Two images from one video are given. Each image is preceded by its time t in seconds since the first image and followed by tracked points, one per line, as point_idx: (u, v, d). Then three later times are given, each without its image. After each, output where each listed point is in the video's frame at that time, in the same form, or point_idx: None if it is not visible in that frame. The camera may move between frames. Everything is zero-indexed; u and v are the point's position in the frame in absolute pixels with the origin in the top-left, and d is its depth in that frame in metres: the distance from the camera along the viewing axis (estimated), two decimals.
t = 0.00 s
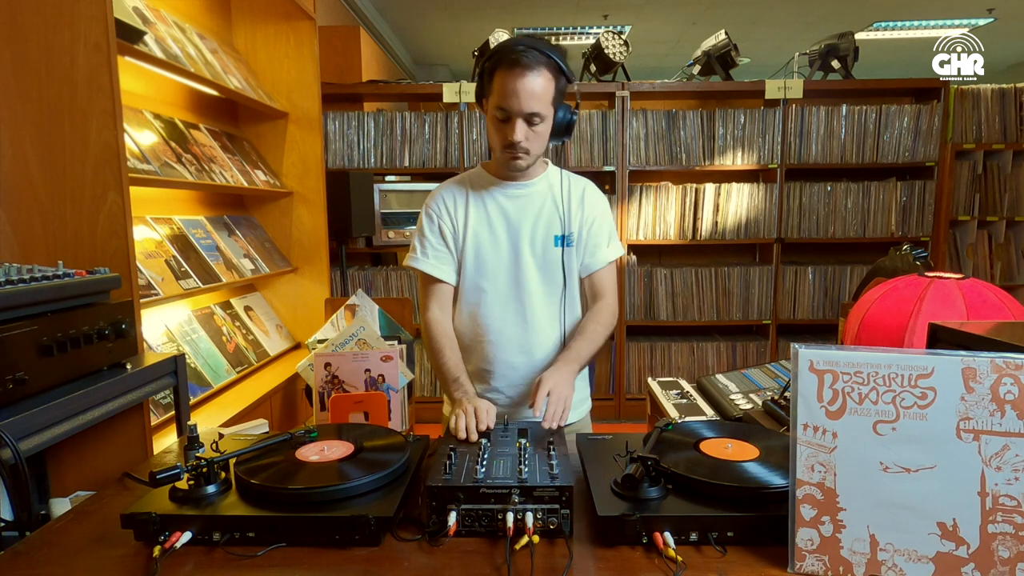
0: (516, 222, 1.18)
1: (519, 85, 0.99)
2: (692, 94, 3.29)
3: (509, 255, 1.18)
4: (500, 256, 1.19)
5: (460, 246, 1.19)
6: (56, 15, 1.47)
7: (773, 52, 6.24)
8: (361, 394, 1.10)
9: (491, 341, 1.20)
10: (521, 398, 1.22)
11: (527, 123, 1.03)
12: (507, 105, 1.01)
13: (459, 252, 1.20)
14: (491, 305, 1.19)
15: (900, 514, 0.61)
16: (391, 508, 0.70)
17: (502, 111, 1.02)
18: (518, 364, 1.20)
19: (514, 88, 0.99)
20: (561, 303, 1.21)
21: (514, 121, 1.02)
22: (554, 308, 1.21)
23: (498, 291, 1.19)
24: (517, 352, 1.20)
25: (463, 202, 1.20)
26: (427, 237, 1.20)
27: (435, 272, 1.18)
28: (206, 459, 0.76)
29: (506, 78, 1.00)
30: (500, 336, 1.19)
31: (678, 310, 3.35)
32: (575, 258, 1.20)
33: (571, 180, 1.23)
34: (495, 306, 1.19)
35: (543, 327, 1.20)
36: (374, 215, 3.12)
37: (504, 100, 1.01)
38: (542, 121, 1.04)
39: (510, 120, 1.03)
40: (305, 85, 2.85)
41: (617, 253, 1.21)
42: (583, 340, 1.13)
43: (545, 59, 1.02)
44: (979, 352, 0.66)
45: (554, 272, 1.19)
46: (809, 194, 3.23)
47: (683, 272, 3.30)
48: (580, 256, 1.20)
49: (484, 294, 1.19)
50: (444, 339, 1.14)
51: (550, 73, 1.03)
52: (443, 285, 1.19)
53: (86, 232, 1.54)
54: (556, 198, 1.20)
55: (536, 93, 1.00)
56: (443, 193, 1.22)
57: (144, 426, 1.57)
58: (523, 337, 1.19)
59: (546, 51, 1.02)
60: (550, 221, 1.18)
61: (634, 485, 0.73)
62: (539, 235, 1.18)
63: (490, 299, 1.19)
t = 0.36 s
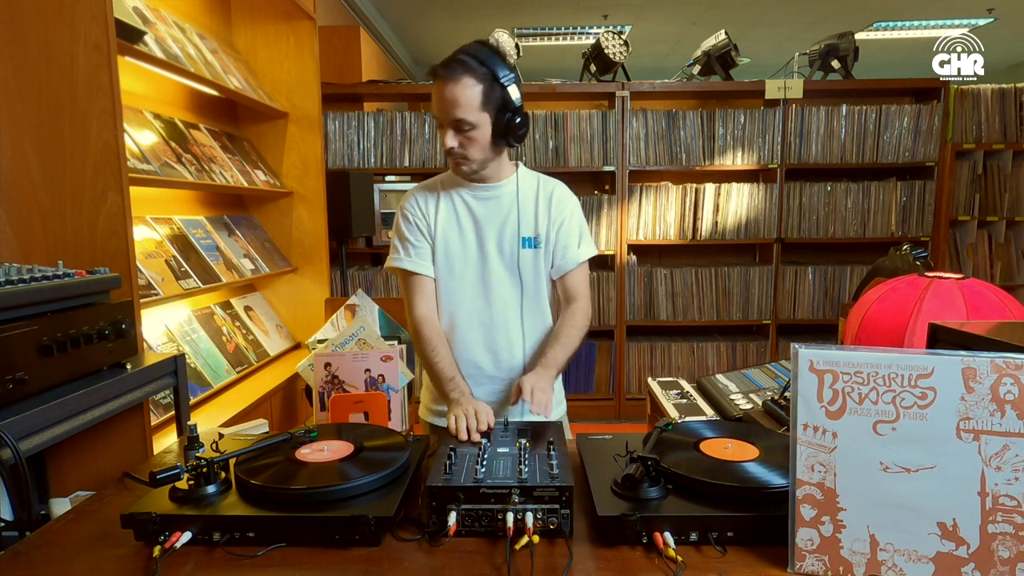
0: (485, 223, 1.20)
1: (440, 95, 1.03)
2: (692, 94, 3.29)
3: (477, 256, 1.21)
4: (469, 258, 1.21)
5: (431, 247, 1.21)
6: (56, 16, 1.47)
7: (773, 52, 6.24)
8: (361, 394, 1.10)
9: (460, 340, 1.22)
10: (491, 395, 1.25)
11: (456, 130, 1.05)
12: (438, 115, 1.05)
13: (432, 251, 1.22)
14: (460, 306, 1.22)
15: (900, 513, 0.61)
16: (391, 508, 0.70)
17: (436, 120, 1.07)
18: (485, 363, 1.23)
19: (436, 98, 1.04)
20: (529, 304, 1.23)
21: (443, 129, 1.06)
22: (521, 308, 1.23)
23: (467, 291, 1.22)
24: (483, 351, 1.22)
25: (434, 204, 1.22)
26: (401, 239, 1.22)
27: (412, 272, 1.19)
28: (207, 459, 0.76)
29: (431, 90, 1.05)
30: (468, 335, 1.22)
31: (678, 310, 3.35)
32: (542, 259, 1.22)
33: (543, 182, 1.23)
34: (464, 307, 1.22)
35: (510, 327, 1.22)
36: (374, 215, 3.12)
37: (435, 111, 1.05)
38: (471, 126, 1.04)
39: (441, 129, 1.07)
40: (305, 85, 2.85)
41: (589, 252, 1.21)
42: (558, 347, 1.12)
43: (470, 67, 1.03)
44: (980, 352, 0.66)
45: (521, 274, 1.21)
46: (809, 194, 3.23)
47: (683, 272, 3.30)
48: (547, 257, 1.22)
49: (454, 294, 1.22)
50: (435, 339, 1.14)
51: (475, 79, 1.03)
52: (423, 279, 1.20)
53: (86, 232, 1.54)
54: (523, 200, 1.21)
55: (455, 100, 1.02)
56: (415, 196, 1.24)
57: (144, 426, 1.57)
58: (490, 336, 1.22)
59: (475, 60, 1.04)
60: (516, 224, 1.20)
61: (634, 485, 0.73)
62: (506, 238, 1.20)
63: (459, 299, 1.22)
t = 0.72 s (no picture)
0: (483, 228, 1.22)
1: (428, 106, 1.05)
2: (692, 94, 3.29)
3: (478, 261, 1.22)
4: (470, 262, 1.22)
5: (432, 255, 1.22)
6: (55, 15, 1.47)
7: (773, 52, 6.24)
8: (361, 394, 1.10)
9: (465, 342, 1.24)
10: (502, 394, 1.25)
11: (447, 137, 1.07)
12: (426, 126, 1.06)
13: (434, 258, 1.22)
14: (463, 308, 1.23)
15: (899, 514, 0.61)
16: (391, 508, 0.70)
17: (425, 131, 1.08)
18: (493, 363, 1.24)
19: (426, 109, 1.05)
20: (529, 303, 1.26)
21: (434, 138, 1.07)
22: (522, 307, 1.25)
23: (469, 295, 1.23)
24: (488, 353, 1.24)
25: (431, 213, 1.22)
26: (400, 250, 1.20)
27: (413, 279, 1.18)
28: (207, 459, 0.76)
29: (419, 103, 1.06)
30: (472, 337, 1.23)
31: (678, 310, 3.35)
32: (539, 257, 1.26)
33: (532, 186, 1.27)
34: (468, 310, 1.23)
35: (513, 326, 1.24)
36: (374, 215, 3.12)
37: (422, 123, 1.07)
38: (462, 133, 1.06)
39: (432, 139, 1.08)
40: (306, 85, 2.85)
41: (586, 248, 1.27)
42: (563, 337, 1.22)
43: (456, 78, 1.06)
44: (979, 352, 0.66)
45: (522, 274, 1.24)
46: (809, 194, 3.23)
47: (683, 272, 3.30)
48: (543, 256, 1.27)
49: (457, 300, 1.23)
50: (433, 342, 1.12)
51: (462, 89, 1.06)
52: (425, 285, 1.19)
53: (86, 232, 1.54)
54: (518, 204, 1.24)
55: (445, 110, 1.04)
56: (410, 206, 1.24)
57: (144, 426, 1.57)
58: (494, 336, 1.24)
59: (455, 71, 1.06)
60: (513, 226, 1.23)
61: (634, 485, 0.73)
62: (505, 240, 1.22)
63: (462, 303, 1.23)
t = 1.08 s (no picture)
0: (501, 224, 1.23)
1: (470, 106, 1.03)
2: (692, 94, 3.29)
3: (498, 257, 1.23)
4: (491, 258, 1.22)
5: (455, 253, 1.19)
6: (55, 15, 1.47)
7: (773, 52, 6.24)
8: (361, 393, 1.10)
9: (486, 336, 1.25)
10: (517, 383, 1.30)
11: (484, 137, 1.07)
12: (462, 125, 1.05)
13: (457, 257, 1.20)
14: (485, 303, 1.24)
15: (899, 514, 0.61)
16: (391, 508, 0.70)
17: (460, 130, 1.06)
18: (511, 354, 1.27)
19: (467, 109, 1.03)
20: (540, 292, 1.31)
21: (471, 138, 1.07)
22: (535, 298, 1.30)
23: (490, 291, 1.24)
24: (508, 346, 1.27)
25: (449, 211, 1.19)
26: (423, 249, 1.15)
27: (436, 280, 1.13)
28: (207, 459, 0.76)
29: (459, 101, 1.03)
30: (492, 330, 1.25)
31: (678, 310, 3.35)
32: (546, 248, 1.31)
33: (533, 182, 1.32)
34: (487, 304, 1.24)
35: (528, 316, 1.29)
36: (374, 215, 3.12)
37: (458, 122, 1.05)
38: (498, 134, 1.08)
39: (467, 138, 1.07)
40: (306, 85, 2.85)
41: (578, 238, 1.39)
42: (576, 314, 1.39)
43: (495, 80, 1.06)
44: (979, 352, 0.66)
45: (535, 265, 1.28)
46: (808, 194, 3.23)
47: (683, 272, 3.30)
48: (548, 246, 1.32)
49: (477, 296, 1.23)
50: (442, 342, 1.09)
51: (500, 91, 1.07)
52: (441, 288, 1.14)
53: (86, 232, 1.54)
54: (526, 198, 1.28)
55: (489, 113, 1.04)
56: (425, 204, 1.19)
57: (144, 426, 1.57)
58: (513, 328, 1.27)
59: (490, 71, 1.05)
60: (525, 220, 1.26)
61: (634, 485, 0.73)
62: (520, 233, 1.25)
63: (481, 297, 1.24)
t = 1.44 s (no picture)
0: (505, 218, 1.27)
1: (508, 112, 1.04)
2: (692, 94, 3.28)
3: (503, 252, 1.26)
4: (497, 253, 1.25)
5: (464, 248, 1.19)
6: (56, 15, 1.47)
7: (773, 52, 6.24)
8: (360, 393, 1.10)
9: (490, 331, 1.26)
10: (515, 374, 1.32)
11: (514, 144, 1.09)
12: (497, 127, 1.06)
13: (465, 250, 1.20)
14: (490, 298, 1.25)
15: (899, 514, 0.61)
16: (391, 508, 0.70)
17: (492, 132, 1.07)
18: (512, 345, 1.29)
19: (506, 114, 1.04)
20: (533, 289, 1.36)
21: (502, 142, 1.08)
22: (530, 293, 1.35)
23: (496, 283, 1.26)
24: (510, 337, 1.28)
25: (458, 205, 1.19)
26: (436, 242, 1.13)
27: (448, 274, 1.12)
28: (207, 459, 0.76)
29: (499, 104, 1.04)
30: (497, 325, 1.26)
31: (678, 310, 3.35)
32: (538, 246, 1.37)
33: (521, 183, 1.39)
34: (492, 299, 1.25)
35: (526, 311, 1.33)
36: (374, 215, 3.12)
37: (493, 123, 1.06)
38: (526, 143, 1.11)
39: (498, 141, 1.08)
40: (305, 85, 2.85)
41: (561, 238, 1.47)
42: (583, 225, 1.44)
43: (534, 90, 1.08)
44: (979, 352, 0.66)
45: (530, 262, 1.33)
46: (809, 194, 3.23)
47: (683, 272, 3.30)
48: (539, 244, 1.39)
49: (482, 291, 1.24)
50: (442, 337, 1.08)
51: (536, 102, 1.09)
52: (446, 283, 1.13)
53: (86, 232, 1.54)
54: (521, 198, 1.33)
55: (525, 121, 1.07)
56: (434, 198, 1.18)
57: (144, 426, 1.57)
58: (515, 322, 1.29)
59: (531, 80, 1.07)
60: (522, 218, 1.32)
61: (634, 485, 0.72)
62: (520, 230, 1.30)
63: (486, 292, 1.25)
